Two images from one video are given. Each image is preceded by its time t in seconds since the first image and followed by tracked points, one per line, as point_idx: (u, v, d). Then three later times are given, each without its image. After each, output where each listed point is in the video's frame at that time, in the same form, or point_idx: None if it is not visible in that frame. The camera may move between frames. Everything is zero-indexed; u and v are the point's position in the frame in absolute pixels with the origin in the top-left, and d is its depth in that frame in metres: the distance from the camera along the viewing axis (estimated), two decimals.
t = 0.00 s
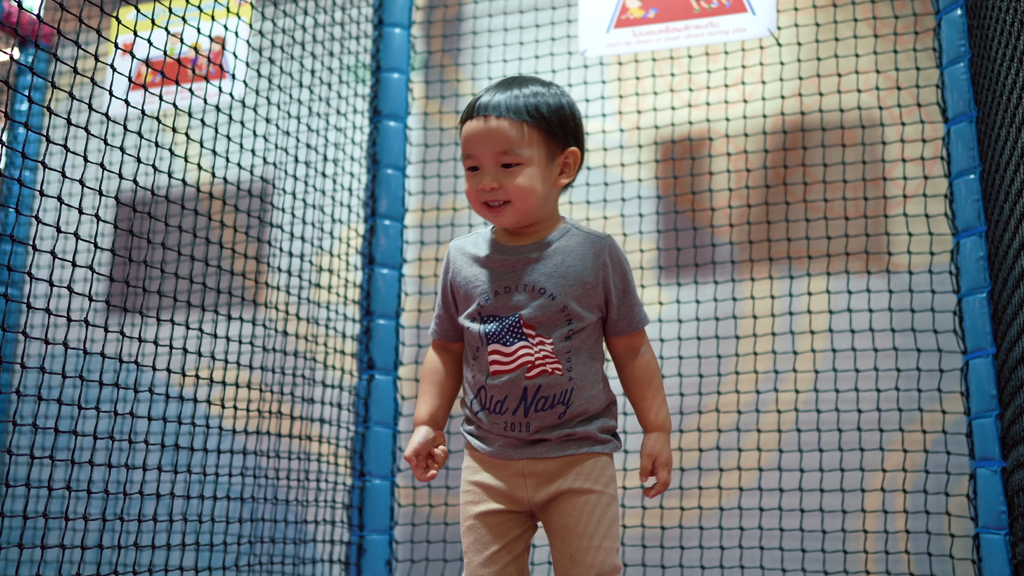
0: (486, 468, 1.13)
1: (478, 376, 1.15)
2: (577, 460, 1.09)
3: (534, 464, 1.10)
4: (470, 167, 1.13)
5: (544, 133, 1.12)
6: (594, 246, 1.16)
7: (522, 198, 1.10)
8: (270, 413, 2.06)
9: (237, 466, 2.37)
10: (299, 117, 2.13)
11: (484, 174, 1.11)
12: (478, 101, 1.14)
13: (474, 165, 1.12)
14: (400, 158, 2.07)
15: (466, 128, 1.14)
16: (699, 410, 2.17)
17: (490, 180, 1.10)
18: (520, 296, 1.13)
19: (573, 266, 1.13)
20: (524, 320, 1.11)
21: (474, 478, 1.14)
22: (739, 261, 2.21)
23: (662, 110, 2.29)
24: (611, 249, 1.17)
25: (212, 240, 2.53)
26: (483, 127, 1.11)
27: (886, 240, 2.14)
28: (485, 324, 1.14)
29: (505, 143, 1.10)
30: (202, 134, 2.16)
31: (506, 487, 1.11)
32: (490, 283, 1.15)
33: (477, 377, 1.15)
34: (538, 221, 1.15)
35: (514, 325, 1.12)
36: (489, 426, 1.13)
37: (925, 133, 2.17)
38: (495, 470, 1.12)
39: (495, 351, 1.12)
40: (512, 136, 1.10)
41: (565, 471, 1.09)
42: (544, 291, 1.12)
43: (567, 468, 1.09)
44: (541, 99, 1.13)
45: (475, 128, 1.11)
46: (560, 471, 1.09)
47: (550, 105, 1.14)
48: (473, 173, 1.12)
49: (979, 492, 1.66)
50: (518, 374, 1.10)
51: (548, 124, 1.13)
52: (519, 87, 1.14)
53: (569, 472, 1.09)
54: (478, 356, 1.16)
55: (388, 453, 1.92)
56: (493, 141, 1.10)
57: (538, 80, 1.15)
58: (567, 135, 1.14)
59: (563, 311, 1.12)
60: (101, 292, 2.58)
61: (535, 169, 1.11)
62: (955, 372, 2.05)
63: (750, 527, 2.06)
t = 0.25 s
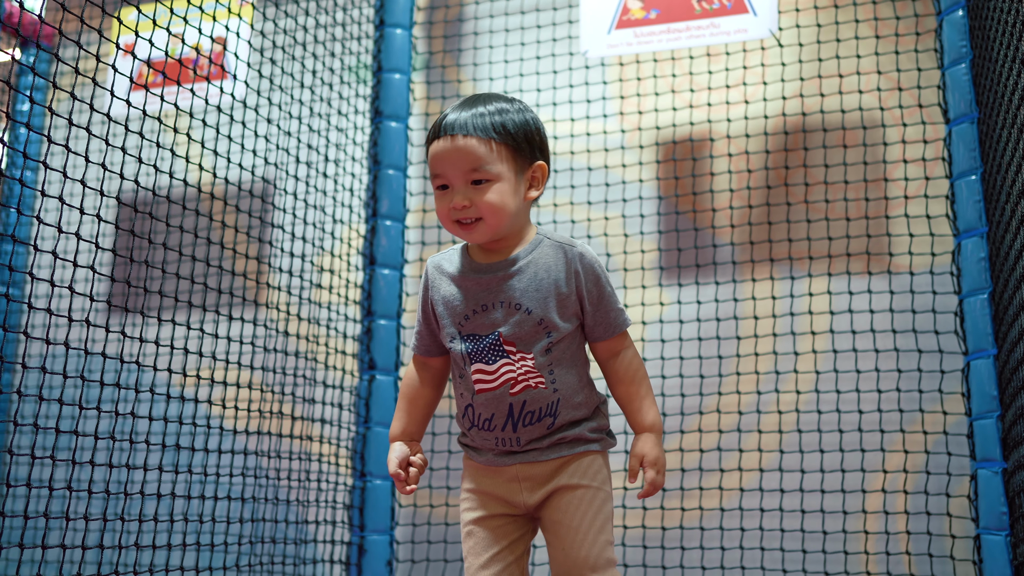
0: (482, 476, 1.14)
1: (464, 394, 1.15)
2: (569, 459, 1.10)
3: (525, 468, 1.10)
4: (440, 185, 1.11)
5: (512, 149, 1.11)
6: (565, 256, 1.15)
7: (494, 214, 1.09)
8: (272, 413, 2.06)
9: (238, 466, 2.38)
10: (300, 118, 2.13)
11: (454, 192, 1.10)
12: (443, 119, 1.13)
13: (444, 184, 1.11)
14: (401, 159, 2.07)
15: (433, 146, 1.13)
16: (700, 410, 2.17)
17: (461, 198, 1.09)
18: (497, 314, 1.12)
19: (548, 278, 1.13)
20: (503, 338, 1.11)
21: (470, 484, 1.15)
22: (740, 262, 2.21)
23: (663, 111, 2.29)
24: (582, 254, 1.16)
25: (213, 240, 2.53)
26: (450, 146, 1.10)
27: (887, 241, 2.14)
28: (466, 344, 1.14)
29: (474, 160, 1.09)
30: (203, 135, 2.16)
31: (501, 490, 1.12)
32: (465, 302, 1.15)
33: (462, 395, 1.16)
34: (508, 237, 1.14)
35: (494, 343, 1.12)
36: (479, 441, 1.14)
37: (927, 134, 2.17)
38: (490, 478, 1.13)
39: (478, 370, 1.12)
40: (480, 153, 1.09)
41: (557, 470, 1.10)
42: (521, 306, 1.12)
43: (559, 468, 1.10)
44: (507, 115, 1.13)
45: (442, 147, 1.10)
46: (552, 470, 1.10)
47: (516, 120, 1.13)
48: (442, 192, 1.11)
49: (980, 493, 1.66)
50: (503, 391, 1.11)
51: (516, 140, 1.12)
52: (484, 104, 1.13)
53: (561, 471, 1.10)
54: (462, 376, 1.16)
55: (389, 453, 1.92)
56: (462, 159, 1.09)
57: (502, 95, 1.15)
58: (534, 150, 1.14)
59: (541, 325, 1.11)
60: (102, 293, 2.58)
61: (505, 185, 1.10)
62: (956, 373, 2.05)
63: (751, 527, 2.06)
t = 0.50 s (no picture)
0: (483, 488, 1.17)
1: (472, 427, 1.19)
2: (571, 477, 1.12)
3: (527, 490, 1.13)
4: (427, 221, 1.11)
5: (497, 181, 1.11)
6: (558, 288, 1.14)
7: (483, 247, 1.09)
8: (271, 414, 2.06)
9: (237, 467, 2.38)
10: (300, 119, 2.13)
11: (442, 227, 1.10)
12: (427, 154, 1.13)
13: (431, 218, 1.11)
14: (401, 160, 2.07)
15: (418, 182, 1.13)
16: (700, 411, 2.17)
17: (448, 233, 1.09)
18: (492, 351, 1.14)
19: (543, 311, 1.13)
20: (501, 375, 1.13)
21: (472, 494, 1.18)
22: (739, 263, 2.20)
23: (663, 112, 2.29)
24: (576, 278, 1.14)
25: (213, 240, 2.53)
26: (436, 180, 1.10)
27: (886, 242, 2.14)
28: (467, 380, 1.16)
29: (460, 193, 1.09)
30: (203, 135, 2.16)
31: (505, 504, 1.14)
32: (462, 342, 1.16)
33: (470, 428, 1.19)
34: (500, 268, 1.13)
35: (492, 381, 1.14)
36: (483, 466, 1.17)
37: (926, 135, 2.17)
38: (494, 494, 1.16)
39: (481, 407, 1.16)
40: (465, 186, 1.09)
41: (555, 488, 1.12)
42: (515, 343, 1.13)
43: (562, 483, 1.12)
44: (490, 146, 1.13)
45: (427, 181, 1.10)
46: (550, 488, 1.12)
47: (499, 151, 1.13)
48: (430, 226, 1.11)
49: (979, 495, 1.66)
50: (505, 428, 1.14)
51: (500, 171, 1.12)
52: (466, 136, 1.13)
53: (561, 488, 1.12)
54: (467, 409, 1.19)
55: (388, 454, 1.92)
56: (448, 194, 1.09)
57: (484, 127, 1.15)
58: (519, 180, 1.14)
59: (538, 360, 1.12)
60: (101, 293, 2.58)
61: (492, 217, 1.10)
62: (955, 375, 2.05)
63: (750, 529, 2.06)
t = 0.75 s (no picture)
0: (474, 426, 1.18)
1: (467, 333, 1.20)
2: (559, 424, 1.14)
3: (516, 411, 1.14)
4: (444, 161, 1.14)
5: (512, 121, 1.14)
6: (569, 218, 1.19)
7: (502, 185, 1.13)
8: (269, 413, 2.07)
9: (235, 466, 2.39)
10: (298, 118, 2.13)
11: (460, 167, 1.12)
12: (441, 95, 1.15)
13: (448, 159, 1.13)
14: (399, 159, 2.07)
15: (432, 123, 1.15)
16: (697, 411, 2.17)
17: (467, 174, 1.12)
18: (503, 258, 1.17)
19: (555, 227, 1.18)
20: (506, 282, 1.16)
21: (464, 452, 1.17)
22: (737, 264, 2.20)
23: (661, 112, 2.30)
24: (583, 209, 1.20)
25: (211, 239, 2.54)
26: (453, 122, 1.12)
27: (884, 243, 2.14)
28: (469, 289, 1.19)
29: (477, 135, 1.11)
30: (201, 134, 2.16)
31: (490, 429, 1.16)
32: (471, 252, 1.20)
33: (467, 340, 1.19)
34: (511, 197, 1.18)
35: (497, 287, 1.16)
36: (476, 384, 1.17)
37: (924, 136, 2.18)
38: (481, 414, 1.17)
39: (482, 313, 1.17)
40: (484, 129, 1.12)
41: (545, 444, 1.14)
42: (525, 252, 1.17)
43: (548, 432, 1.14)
44: (504, 87, 1.15)
45: (444, 122, 1.13)
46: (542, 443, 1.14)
47: (513, 92, 1.16)
48: (447, 166, 1.14)
49: (976, 495, 1.67)
50: (506, 331, 1.14)
51: (514, 113, 1.15)
52: (478, 77, 1.15)
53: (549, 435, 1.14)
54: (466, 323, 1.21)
55: (387, 454, 1.92)
56: (466, 136, 1.12)
57: (495, 67, 1.17)
58: (532, 119, 1.17)
59: (545, 273, 1.16)
60: (99, 292, 2.59)
61: (510, 156, 1.14)
62: (952, 376, 2.05)
63: (747, 529, 2.07)
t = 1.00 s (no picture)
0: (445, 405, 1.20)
1: (458, 418, 1.17)
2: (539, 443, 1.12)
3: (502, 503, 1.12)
4: (448, 224, 1.13)
5: (519, 193, 1.14)
6: (557, 287, 1.17)
7: (502, 257, 1.11)
8: (269, 412, 2.07)
9: (234, 465, 2.39)
10: (298, 118, 2.14)
11: (463, 230, 1.12)
12: (450, 161, 1.16)
13: (452, 222, 1.13)
14: (399, 160, 2.07)
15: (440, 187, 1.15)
16: (696, 412, 2.17)
17: (468, 237, 1.11)
18: (497, 343, 1.15)
19: (551, 306, 1.16)
20: (498, 366, 1.14)
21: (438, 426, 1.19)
22: (737, 264, 2.21)
23: (662, 113, 2.30)
24: (590, 277, 1.18)
25: (211, 239, 2.54)
26: (459, 183, 1.13)
27: (883, 244, 2.15)
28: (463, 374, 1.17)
29: (484, 200, 1.11)
30: (201, 133, 2.17)
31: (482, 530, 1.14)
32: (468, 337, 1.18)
33: (458, 426, 1.17)
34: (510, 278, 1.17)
35: (488, 372, 1.14)
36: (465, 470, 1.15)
37: (923, 138, 2.18)
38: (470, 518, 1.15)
39: (473, 399, 1.15)
40: (488, 191, 1.12)
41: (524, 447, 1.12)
42: (518, 335, 1.15)
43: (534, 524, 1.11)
44: (512, 157, 1.15)
45: (450, 187, 1.13)
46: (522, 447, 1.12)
47: (521, 165, 1.15)
48: (450, 230, 1.13)
49: (974, 496, 1.67)
50: (496, 421, 1.12)
51: (522, 182, 1.14)
52: (487, 148, 1.15)
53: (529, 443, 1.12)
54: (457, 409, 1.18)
55: (386, 453, 1.92)
56: (471, 199, 1.12)
57: (507, 142, 1.17)
58: (539, 197, 1.16)
59: (541, 359, 1.14)
60: (99, 291, 2.59)
61: (512, 229, 1.12)
62: (951, 377, 2.05)
63: (746, 529, 2.07)
